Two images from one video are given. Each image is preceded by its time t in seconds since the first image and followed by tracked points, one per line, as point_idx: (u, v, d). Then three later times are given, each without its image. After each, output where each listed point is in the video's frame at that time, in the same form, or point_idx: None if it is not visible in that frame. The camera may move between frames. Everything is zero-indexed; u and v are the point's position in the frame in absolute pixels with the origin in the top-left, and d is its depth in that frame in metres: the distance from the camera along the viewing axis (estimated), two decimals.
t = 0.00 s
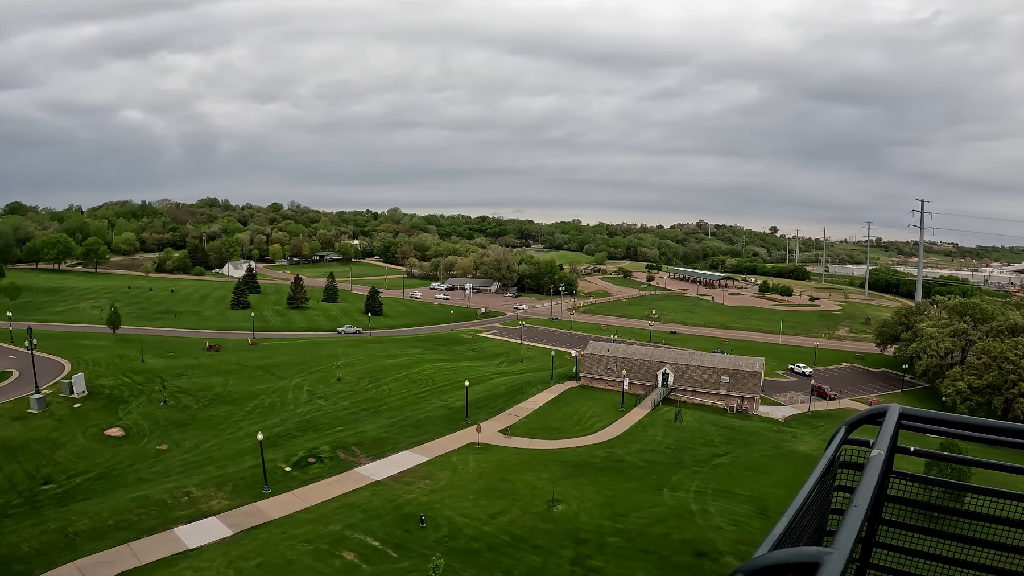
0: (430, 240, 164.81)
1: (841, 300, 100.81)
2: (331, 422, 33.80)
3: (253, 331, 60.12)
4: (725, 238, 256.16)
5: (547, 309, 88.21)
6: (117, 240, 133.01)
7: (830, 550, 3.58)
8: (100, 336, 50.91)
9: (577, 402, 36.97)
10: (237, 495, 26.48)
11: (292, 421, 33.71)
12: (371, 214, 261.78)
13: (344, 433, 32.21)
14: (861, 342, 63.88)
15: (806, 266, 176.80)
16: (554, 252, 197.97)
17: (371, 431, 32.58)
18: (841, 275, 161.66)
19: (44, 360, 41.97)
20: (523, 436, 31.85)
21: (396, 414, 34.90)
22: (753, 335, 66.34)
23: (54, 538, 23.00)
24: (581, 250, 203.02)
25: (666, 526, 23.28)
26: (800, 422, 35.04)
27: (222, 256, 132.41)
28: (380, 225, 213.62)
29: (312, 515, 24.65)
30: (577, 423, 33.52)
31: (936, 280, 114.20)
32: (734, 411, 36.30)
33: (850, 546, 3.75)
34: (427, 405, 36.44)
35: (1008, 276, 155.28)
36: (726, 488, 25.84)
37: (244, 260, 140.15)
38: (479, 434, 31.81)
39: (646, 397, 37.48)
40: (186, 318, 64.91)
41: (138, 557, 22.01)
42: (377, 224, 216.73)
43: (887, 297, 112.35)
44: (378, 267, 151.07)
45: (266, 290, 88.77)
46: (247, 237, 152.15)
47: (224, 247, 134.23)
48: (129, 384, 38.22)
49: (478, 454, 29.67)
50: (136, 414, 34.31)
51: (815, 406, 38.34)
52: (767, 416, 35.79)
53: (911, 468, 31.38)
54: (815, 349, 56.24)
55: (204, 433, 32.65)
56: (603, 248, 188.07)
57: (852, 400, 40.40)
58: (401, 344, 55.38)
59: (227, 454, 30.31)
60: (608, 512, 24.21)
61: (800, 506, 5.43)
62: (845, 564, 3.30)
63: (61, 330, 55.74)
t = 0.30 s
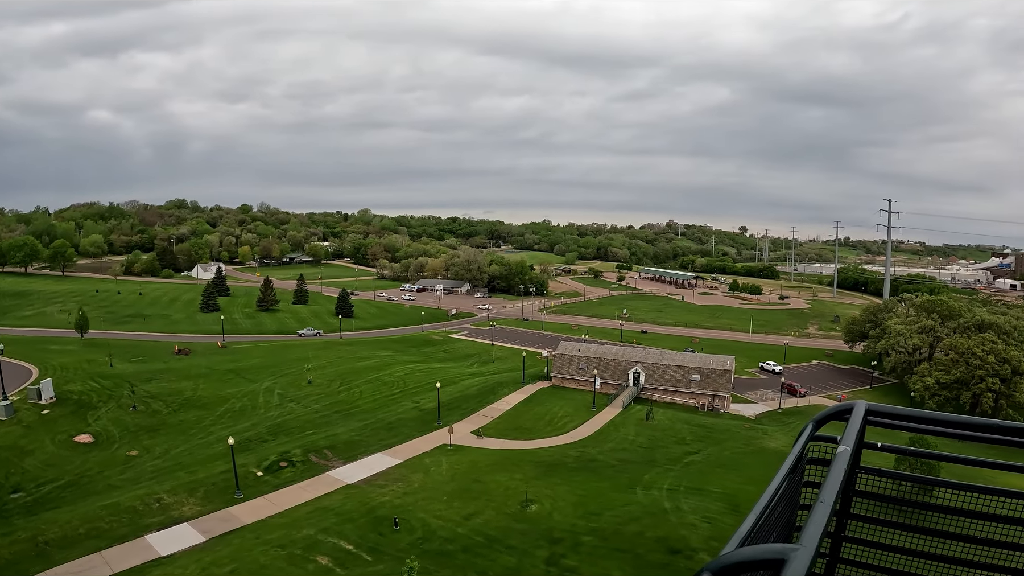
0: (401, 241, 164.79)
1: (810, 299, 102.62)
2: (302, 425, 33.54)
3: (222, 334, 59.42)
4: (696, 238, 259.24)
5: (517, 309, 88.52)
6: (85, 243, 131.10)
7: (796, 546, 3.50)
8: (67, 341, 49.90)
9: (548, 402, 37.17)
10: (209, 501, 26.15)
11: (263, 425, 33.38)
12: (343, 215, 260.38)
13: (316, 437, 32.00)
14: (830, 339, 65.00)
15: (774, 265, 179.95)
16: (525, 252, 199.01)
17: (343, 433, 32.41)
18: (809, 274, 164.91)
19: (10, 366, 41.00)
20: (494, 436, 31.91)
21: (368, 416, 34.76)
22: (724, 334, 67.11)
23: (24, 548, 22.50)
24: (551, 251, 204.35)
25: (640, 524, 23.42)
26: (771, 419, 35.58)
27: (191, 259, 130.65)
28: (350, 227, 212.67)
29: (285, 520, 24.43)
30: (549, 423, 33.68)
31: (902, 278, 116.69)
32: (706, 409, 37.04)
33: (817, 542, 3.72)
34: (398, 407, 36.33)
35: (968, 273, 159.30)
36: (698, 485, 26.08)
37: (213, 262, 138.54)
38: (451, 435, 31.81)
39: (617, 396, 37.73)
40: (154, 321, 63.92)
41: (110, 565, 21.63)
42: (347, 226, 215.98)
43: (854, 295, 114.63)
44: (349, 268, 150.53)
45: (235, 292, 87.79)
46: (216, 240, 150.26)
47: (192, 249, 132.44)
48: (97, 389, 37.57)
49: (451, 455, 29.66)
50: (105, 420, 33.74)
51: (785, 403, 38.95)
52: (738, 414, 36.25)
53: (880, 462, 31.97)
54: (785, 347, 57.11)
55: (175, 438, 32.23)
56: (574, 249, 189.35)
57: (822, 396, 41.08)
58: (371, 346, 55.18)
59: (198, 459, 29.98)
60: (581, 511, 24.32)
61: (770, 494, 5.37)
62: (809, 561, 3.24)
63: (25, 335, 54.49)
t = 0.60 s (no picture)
0: (375, 242, 164.45)
1: (782, 297, 104.08)
2: (278, 429, 33.28)
3: (196, 337, 58.72)
4: (671, 238, 261.63)
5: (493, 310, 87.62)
6: (55, 246, 128.69)
7: (766, 543, 3.38)
8: (37, 346, 48.94)
9: (524, 402, 37.28)
10: (185, 507, 25.85)
11: (238, 430, 33.07)
12: (318, 216, 258.74)
13: (291, 440, 31.77)
14: (803, 337, 65.95)
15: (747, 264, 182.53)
16: (500, 253, 199.74)
17: (319, 436, 32.24)
18: (782, 273, 167.36)
19: None
20: (470, 437, 31.94)
21: (343, 419, 34.63)
22: (699, 332, 67.74)
23: None
24: (526, 251, 205.23)
25: (617, 523, 23.53)
26: (746, 417, 36.00)
27: (164, 262, 128.83)
28: (324, 228, 211.28)
29: (262, 525, 24.23)
30: (525, 423, 33.78)
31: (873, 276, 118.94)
32: (681, 407, 37.36)
33: (790, 536, 3.54)
34: (374, 409, 36.23)
35: (937, 271, 162.80)
36: (675, 483, 26.28)
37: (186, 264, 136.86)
38: (427, 437, 31.78)
39: (593, 396, 37.90)
40: (127, 325, 63.03)
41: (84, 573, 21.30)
42: (322, 227, 214.95)
43: (826, 292, 116.47)
44: (323, 270, 149.81)
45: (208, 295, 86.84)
46: (189, 242, 148.47)
47: (165, 252, 130.64)
48: (70, 395, 36.93)
49: (427, 457, 29.64)
50: (79, 427, 33.19)
51: (759, 400, 39.44)
52: (712, 411, 36.66)
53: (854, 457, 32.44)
54: (758, 345, 57.86)
55: (150, 444, 31.83)
56: (548, 249, 190.20)
57: (795, 393, 41.64)
58: (347, 348, 54.92)
59: (174, 465, 29.64)
60: (558, 511, 24.43)
61: (745, 487, 5.13)
62: (779, 558, 3.08)
63: None
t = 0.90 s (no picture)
0: (350, 244, 163.76)
1: (757, 295, 105.38)
2: (254, 432, 32.98)
3: (171, 341, 57.97)
4: (646, 238, 263.66)
5: (468, 311, 87.87)
6: (26, 249, 126.11)
7: (726, 545, 3.09)
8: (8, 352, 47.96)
9: (500, 402, 37.33)
10: (162, 513, 25.51)
11: (213, 434, 32.71)
12: (293, 218, 256.62)
13: (267, 444, 31.50)
14: (777, 334, 66.79)
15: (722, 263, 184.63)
16: (477, 253, 199.90)
17: (295, 440, 32.01)
18: (757, 271, 169.44)
19: None
20: (447, 438, 31.90)
21: (319, 421, 34.45)
22: (674, 331, 68.33)
23: None
24: (501, 252, 205.56)
25: (596, 521, 23.64)
26: (722, 414, 36.38)
27: (138, 265, 126.62)
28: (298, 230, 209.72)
29: (239, 530, 23.99)
30: (502, 423, 33.81)
31: (846, 274, 120.78)
32: (658, 406, 37.64)
33: (751, 539, 3.29)
34: (349, 411, 36.05)
35: (909, 268, 165.92)
36: (652, 481, 26.46)
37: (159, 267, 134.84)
38: (404, 439, 31.67)
39: (570, 395, 38.05)
40: (101, 329, 62.05)
41: None
42: (297, 229, 213.18)
43: (800, 290, 118.05)
44: (298, 272, 148.78)
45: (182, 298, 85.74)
46: (162, 245, 146.35)
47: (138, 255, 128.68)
48: (42, 401, 36.25)
49: (404, 459, 29.55)
50: (53, 433, 32.60)
51: (734, 398, 39.87)
52: (689, 409, 36.98)
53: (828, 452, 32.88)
54: (734, 343, 58.46)
55: (126, 450, 31.38)
56: (524, 249, 190.64)
57: (771, 390, 42.12)
58: (323, 350, 54.60)
59: (150, 471, 29.25)
60: (537, 510, 24.49)
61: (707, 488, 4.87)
62: (740, 559, 2.82)
63: None
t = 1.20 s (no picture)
0: (325, 245, 162.62)
1: (733, 294, 106.71)
2: (230, 436, 32.66)
3: (145, 345, 57.14)
4: (623, 238, 265.07)
5: (445, 312, 88.03)
6: None
7: (680, 553, 2.89)
8: None
9: (477, 403, 37.35)
10: (138, 519, 25.15)
11: (189, 439, 32.32)
12: (269, 220, 254.11)
13: (244, 448, 31.21)
14: (752, 332, 67.62)
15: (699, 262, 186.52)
16: (454, 254, 199.74)
17: (271, 443, 31.74)
18: (732, 270, 171.52)
19: None
20: (424, 440, 31.84)
21: (295, 424, 34.22)
22: (651, 330, 68.87)
23: None
24: (478, 252, 205.62)
25: (574, 521, 23.74)
26: (698, 412, 36.74)
27: (113, 267, 124.31)
28: (273, 231, 207.70)
29: (217, 535, 23.74)
30: (480, 424, 33.83)
31: (821, 272, 122.65)
32: (635, 404, 37.91)
33: (709, 544, 3.08)
34: (326, 414, 35.85)
35: (883, 266, 168.90)
36: (630, 480, 26.63)
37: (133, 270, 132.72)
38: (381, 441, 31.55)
39: (547, 395, 38.19)
40: (75, 333, 61.05)
41: None
42: (271, 230, 211.09)
43: (776, 288, 119.68)
44: (273, 274, 147.40)
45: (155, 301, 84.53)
46: (135, 247, 144.05)
47: (111, 258, 126.63)
48: (14, 408, 35.53)
49: (382, 461, 29.46)
50: (26, 440, 31.97)
51: (711, 396, 40.29)
52: (665, 408, 37.29)
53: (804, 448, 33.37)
54: (710, 341, 59.06)
55: (101, 456, 30.89)
56: (500, 249, 190.69)
57: (747, 388, 42.63)
58: (299, 353, 54.20)
59: (126, 477, 28.83)
60: (515, 510, 24.56)
61: (675, 485, 4.61)
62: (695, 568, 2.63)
63: None
